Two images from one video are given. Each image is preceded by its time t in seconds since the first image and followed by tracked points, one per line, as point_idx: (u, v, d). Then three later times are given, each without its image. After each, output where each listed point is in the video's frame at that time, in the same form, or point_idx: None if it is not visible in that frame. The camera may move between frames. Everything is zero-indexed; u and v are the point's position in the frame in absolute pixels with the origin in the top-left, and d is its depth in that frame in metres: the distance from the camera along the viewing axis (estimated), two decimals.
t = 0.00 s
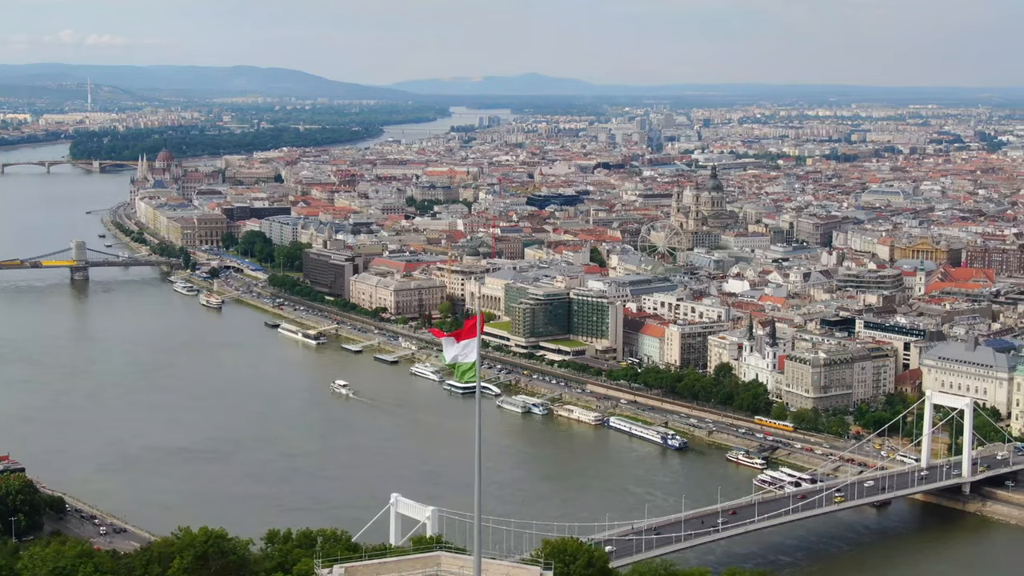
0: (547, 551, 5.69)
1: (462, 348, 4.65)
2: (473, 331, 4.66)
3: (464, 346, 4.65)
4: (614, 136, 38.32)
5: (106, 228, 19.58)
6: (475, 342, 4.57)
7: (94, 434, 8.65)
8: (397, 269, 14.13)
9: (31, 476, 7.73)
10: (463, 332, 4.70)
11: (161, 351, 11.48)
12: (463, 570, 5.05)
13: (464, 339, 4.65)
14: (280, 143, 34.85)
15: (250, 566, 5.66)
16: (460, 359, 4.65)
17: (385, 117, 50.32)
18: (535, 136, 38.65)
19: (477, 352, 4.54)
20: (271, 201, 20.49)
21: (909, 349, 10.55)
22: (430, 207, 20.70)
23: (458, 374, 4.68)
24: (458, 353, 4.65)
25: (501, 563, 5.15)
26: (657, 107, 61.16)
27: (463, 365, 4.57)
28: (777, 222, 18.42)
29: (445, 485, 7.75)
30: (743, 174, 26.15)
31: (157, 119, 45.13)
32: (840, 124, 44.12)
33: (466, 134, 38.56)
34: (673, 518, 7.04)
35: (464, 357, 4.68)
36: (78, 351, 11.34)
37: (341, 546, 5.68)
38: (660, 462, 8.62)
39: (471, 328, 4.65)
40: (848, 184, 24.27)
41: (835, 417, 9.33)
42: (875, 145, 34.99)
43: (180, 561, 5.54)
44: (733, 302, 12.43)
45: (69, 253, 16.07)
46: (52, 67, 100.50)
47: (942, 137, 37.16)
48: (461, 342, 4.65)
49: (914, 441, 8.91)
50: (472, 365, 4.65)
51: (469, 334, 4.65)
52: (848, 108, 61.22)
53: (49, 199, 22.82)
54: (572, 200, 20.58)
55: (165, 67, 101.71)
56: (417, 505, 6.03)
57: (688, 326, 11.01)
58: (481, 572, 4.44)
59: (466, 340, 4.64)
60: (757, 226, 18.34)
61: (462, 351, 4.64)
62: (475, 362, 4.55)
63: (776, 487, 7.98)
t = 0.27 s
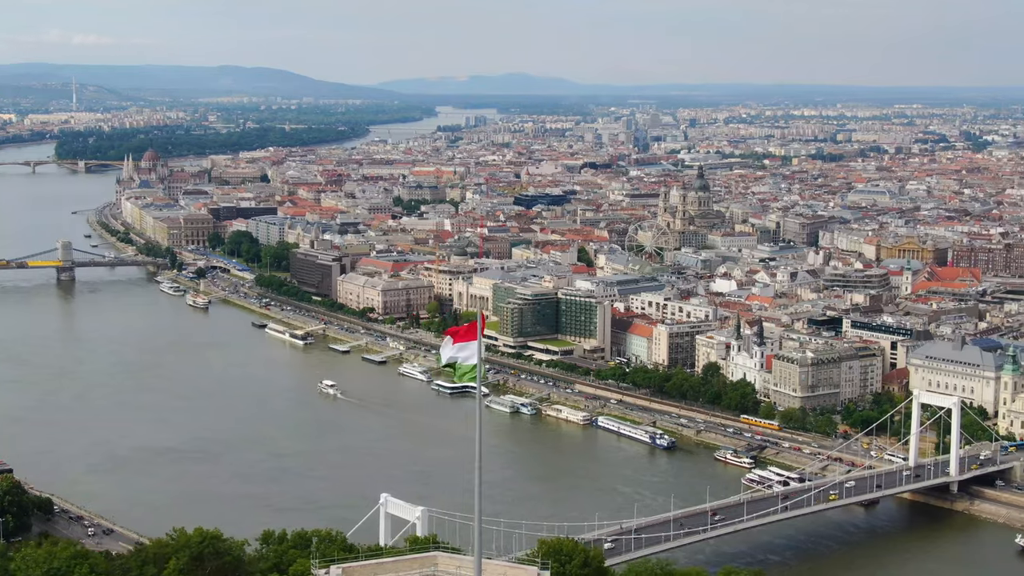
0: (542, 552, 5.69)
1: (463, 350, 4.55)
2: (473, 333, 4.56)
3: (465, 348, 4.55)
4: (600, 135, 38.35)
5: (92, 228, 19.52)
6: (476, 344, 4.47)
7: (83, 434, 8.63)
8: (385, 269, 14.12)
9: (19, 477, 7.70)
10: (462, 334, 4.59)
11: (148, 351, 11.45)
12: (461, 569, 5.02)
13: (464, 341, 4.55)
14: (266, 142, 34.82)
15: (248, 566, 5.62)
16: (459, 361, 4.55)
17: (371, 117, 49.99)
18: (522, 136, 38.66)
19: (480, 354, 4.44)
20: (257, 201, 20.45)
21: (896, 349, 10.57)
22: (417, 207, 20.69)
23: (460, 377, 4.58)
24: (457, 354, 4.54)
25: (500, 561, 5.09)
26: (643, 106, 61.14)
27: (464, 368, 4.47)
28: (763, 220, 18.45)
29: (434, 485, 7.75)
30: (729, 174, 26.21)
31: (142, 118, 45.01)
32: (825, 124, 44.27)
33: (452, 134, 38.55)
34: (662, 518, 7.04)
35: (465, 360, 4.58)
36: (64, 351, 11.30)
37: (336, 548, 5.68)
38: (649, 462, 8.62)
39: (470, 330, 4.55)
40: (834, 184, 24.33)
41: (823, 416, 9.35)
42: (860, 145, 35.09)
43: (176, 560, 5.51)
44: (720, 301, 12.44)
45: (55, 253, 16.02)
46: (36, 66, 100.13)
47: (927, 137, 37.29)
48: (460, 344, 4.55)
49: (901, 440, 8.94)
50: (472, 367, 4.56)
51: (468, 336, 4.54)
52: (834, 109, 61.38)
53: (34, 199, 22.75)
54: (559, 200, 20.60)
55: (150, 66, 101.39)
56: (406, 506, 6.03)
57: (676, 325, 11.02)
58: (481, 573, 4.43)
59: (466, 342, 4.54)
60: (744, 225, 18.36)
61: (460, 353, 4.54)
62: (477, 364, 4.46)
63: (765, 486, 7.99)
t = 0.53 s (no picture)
0: (539, 550, 5.70)
1: (464, 351, 4.43)
2: (475, 335, 4.44)
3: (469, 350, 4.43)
4: (587, 135, 38.34)
5: (78, 228, 19.46)
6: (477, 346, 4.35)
7: (70, 435, 8.61)
8: (372, 269, 14.11)
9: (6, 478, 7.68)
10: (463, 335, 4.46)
11: (135, 351, 11.42)
12: (459, 569, 4.99)
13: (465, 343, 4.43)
14: (252, 142, 34.76)
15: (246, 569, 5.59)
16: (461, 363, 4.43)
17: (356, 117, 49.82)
18: (508, 136, 38.63)
19: (480, 355, 4.33)
20: (244, 201, 20.40)
21: (882, 348, 10.60)
22: (404, 207, 20.67)
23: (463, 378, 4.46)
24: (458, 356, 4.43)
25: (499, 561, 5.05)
26: (629, 106, 61.08)
27: (462, 368, 4.35)
28: (749, 220, 18.47)
29: (423, 485, 7.74)
30: (716, 174, 26.24)
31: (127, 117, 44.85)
32: (810, 123, 44.40)
33: (439, 134, 38.50)
34: (651, 517, 7.05)
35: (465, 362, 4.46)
36: (51, 352, 11.27)
37: (334, 546, 5.67)
38: (637, 461, 8.63)
39: (472, 332, 4.43)
40: (820, 183, 24.37)
41: (810, 415, 9.36)
42: (846, 144, 35.19)
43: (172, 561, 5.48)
44: (708, 301, 12.45)
45: (41, 253, 15.96)
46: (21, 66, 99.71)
47: (912, 137, 37.37)
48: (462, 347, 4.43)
49: (889, 439, 8.96)
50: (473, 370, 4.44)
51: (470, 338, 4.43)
52: (820, 108, 61.18)
53: (20, 199, 22.66)
54: (546, 199, 20.60)
55: (135, 66, 101.04)
56: (397, 506, 6.03)
57: (664, 325, 11.03)
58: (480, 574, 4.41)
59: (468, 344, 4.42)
60: (731, 224, 18.38)
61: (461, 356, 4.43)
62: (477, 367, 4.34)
63: (753, 485, 8.00)
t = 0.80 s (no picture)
0: (536, 550, 5.70)
1: (464, 353, 4.47)
2: (475, 337, 4.47)
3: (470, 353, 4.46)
4: (574, 135, 38.33)
5: (64, 228, 19.40)
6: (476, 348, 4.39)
7: (57, 436, 8.58)
8: (359, 269, 14.10)
9: None
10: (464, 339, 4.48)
11: (122, 351, 11.39)
12: (457, 569, 4.96)
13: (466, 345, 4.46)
14: (238, 141, 34.70)
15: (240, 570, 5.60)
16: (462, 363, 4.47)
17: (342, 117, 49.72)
18: (495, 135, 38.61)
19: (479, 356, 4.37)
20: (230, 201, 20.35)
21: (870, 347, 10.63)
22: (391, 207, 20.64)
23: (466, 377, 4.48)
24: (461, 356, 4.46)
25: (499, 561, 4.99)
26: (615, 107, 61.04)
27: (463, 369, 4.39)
28: (736, 219, 18.51)
29: (411, 485, 7.74)
30: (702, 173, 26.27)
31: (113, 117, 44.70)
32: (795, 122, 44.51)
33: (425, 133, 38.46)
34: (640, 516, 7.05)
35: (466, 363, 4.49)
36: (36, 352, 11.23)
37: (330, 546, 5.66)
38: (625, 460, 8.64)
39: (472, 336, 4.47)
40: (806, 183, 24.41)
41: (798, 414, 9.38)
42: (831, 144, 35.29)
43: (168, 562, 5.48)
44: (695, 300, 12.46)
45: (27, 253, 15.91)
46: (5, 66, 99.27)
47: (898, 136, 37.47)
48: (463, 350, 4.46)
49: (877, 438, 8.98)
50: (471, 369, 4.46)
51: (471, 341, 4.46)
52: (805, 108, 61.19)
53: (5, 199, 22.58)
54: (533, 199, 20.60)
55: (120, 66, 100.68)
56: (385, 505, 6.03)
57: (652, 324, 11.04)
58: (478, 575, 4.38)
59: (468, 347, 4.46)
60: (718, 224, 18.40)
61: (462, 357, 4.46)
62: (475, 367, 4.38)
63: (741, 484, 8.01)
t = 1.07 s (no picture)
0: (533, 550, 5.73)
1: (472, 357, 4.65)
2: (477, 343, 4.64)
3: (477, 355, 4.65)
4: (560, 135, 38.34)
5: (49, 228, 19.35)
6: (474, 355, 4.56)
7: (43, 436, 8.56)
8: (346, 268, 14.09)
9: None
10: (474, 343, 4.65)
11: (108, 352, 11.36)
12: (453, 569, 5.02)
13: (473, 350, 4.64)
14: (224, 141, 34.66)
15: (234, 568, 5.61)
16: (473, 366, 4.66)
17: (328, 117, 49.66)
18: (481, 135, 38.59)
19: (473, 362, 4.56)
20: (216, 201, 20.32)
21: (857, 346, 10.66)
22: (377, 207, 20.63)
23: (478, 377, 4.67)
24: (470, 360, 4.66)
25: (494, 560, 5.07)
26: (600, 107, 61.05)
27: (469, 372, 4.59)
28: (723, 219, 18.55)
29: (400, 485, 7.73)
30: (688, 173, 26.31)
31: (98, 117, 44.57)
32: (780, 122, 44.60)
33: (411, 133, 38.44)
34: (629, 516, 7.06)
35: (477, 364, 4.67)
36: (22, 353, 11.20)
37: (324, 547, 5.66)
38: (614, 460, 8.64)
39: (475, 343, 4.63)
40: (792, 183, 24.48)
41: (785, 413, 9.40)
42: (817, 144, 35.39)
43: (163, 561, 5.48)
44: (683, 300, 12.48)
45: (12, 254, 15.87)
46: None
47: (883, 136, 37.58)
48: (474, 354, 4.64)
49: (864, 437, 9.00)
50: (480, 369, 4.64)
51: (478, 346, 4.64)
52: (790, 109, 61.26)
53: None
54: (520, 199, 20.61)
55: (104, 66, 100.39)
56: (375, 506, 6.01)
57: (640, 324, 11.05)
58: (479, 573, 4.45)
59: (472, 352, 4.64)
60: (704, 224, 18.43)
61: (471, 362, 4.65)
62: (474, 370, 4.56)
63: (730, 484, 8.02)
